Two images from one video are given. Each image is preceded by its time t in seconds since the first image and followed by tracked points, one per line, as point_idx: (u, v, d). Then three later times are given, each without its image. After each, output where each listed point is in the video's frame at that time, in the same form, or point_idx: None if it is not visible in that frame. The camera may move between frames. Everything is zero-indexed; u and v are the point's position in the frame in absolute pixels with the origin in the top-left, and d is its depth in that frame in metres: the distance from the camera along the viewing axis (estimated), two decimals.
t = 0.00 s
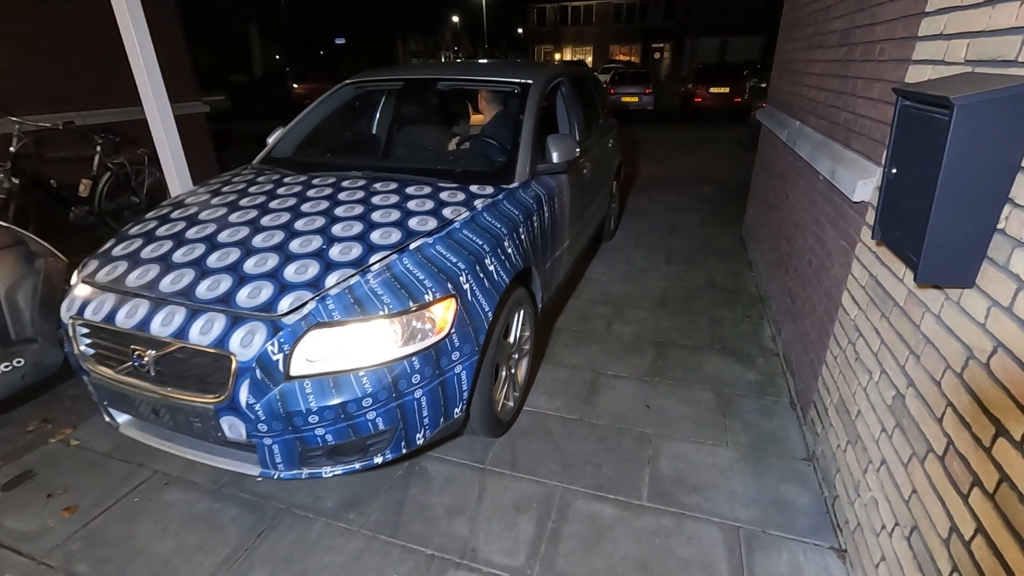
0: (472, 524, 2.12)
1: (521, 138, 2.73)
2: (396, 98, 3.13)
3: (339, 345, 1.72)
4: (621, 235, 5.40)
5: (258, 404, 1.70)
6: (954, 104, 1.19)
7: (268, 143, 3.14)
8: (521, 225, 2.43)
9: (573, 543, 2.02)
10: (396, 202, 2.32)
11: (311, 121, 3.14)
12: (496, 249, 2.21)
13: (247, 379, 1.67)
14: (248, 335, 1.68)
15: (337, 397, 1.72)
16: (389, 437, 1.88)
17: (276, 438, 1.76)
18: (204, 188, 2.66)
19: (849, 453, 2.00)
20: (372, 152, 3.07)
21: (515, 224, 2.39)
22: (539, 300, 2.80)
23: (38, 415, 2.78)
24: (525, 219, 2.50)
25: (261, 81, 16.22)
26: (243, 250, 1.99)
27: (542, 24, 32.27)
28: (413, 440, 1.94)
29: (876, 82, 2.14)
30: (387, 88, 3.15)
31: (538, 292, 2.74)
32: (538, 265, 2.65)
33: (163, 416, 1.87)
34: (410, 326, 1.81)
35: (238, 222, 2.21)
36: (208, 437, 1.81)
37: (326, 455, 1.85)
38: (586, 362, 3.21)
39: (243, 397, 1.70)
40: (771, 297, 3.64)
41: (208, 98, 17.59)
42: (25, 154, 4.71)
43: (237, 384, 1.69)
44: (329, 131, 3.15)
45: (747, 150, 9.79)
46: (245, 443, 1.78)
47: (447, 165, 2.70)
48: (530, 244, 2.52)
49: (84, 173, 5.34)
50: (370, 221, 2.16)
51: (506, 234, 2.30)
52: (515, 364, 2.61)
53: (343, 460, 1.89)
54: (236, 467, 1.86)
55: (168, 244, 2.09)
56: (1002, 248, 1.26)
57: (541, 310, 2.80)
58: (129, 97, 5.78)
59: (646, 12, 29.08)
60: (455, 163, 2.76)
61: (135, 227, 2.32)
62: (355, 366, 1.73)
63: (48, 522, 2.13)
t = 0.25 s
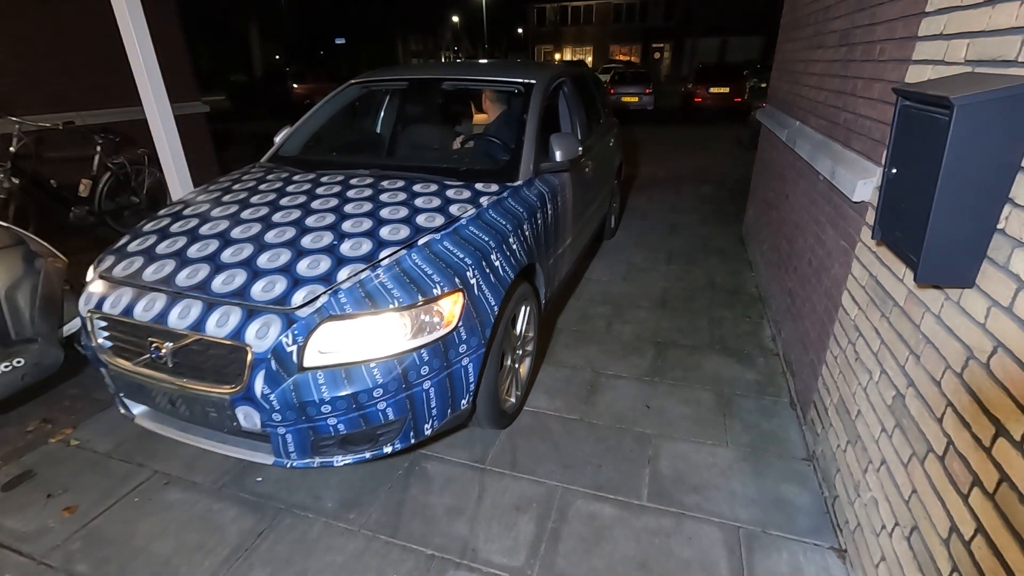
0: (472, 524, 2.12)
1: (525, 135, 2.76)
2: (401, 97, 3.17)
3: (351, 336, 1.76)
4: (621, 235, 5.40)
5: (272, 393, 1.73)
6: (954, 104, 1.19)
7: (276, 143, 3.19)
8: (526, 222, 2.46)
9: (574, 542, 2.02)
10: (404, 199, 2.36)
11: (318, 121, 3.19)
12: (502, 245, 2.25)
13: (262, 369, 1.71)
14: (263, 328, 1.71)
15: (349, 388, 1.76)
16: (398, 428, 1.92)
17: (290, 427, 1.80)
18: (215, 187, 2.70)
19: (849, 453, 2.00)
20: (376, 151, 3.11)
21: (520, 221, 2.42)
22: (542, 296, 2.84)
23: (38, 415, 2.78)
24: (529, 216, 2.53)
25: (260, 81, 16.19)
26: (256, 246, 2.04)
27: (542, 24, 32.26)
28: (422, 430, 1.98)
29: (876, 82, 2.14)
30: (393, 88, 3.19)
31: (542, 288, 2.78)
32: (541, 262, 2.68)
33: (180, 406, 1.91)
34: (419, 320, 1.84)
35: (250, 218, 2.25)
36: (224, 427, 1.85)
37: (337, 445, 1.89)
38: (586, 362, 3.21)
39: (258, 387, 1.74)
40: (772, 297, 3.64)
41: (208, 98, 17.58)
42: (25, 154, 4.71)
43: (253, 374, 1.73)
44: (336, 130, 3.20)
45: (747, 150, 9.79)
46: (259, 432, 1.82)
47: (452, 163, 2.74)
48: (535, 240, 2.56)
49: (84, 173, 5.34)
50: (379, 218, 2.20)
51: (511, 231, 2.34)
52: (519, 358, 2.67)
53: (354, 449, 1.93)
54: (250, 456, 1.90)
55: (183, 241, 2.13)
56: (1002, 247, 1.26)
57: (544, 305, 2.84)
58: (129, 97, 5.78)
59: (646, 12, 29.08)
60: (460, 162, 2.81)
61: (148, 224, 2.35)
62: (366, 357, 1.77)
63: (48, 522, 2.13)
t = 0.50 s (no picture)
0: (472, 524, 2.12)
1: (530, 133, 2.81)
2: (406, 96, 3.21)
3: (365, 327, 1.81)
4: (621, 235, 5.41)
5: (289, 381, 1.78)
6: (954, 104, 1.19)
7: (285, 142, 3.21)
8: (530, 218, 2.53)
9: (574, 542, 2.02)
10: (414, 195, 2.40)
11: (326, 120, 3.22)
12: (508, 240, 2.31)
13: (280, 358, 1.76)
14: (281, 318, 1.76)
15: (364, 376, 1.81)
16: (409, 416, 1.97)
17: (306, 414, 1.85)
18: (227, 183, 2.74)
19: (849, 453, 2.00)
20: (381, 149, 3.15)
21: (524, 217, 2.48)
22: (547, 290, 2.90)
23: (38, 415, 2.78)
24: (534, 213, 2.59)
25: (260, 82, 16.20)
26: (272, 240, 2.08)
27: (542, 24, 32.27)
28: (432, 418, 2.04)
29: (876, 82, 2.14)
30: (399, 88, 3.22)
31: (546, 282, 2.84)
32: (546, 257, 2.74)
33: (199, 395, 1.95)
34: (431, 311, 1.90)
35: (264, 213, 2.29)
36: (241, 414, 1.89)
37: (351, 432, 1.95)
38: (586, 362, 3.21)
39: (276, 374, 1.79)
40: (771, 297, 3.64)
41: (209, 98, 17.58)
42: (25, 154, 4.72)
43: (271, 362, 1.78)
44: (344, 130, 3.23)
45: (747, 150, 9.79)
46: (275, 420, 1.87)
47: (459, 161, 2.79)
48: (539, 236, 2.61)
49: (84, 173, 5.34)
50: (390, 213, 2.24)
51: (516, 227, 2.40)
52: (525, 349, 2.72)
53: (366, 437, 1.99)
54: (266, 443, 1.95)
55: (200, 235, 2.17)
56: (1001, 247, 1.27)
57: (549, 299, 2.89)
58: (129, 97, 5.78)
59: (646, 12, 29.09)
60: (466, 159, 2.85)
61: (164, 219, 2.39)
62: (380, 347, 1.82)
63: (48, 522, 2.13)
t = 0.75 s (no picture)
0: (472, 524, 2.12)
1: (536, 131, 2.88)
2: (413, 96, 3.29)
3: (380, 316, 1.90)
4: (621, 235, 5.41)
5: (308, 367, 1.87)
6: (954, 104, 1.19)
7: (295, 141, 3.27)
8: (537, 213, 2.60)
9: (574, 543, 2.02)
10: (424, 191, 2.49)
11: (335, 119, 3.28)
12: (515, 235, 2.38)
13: (300, 345, 1.85)
14: (301, 307, 1.85)
15: (379, 363, 1.91)
16: (421, 402, 2.07)
17: (323, 400, 1.94)
18: (242, 179, 2.82)
19: (849, 453, 2.00)
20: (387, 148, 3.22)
21: (531, 212, 2.56)
22: (552, 284, 2.97)
23: (38, 415, 2.78)
24: (540, 209, 2.66)
25: (260, 81, 16.19)
26: (289, 234, 2.17)
27: (542, 24, 32.26)
28: (443, 405, 2.13)
29: (876, 82, 2.14)
30: (406, 88, 3.30)
31: (552, 277, 2.91)
32: (551, 252, 2.81)
33: (221, 381, 2.03)
34: (443, 302, 1.98)
35: (280, 208, 2.38)
36: (261, 400, 1.98)
37: (365, 418, 2.04)
38: (586, 362, 3.21)
39: (296, 361, 1.88)
40: (771, 297, 3.64)
41: (209, 98, 17.58)
42: (25, 154, 4.72)
43: (290, 349, 1.87)
44: (353, 130, 3.30)
45: (748, 150, 9.79)
46: (293, 405, 1.96)
47: (467, 158, 2.85)
48: (545, 231, 2.69)
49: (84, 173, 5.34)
50: (402, 208, 2.32)
51: (523, 222, 2.47)
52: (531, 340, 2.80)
53: (380, 422, 2.08)
54: (283, 428, 2.04)
55: (219, 229, 2.26)
56: (1001, 247, 1.27)
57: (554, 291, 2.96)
58: (129, 97, 5.78)
59: (646, 12, 29.05)
60: (472, 157, 2.93)
61: (183, 215, 2.48)
62: (394, 335, 1.91)
63: (48, 522, 2.13)
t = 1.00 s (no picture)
0: (472, 524, 2.12)
1: (541, 129, 2.97)
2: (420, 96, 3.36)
3: (396, 304, 2.00)
4: (621, 235, 5.41)
5: (328, 352, 1.98)
6: (954, 104, 1.19)
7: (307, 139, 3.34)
8: (543, 208, 2.70)
9: (574, 543, 2.02)
10: (435, 186, 2.59)
11: (345, 118, 3.35)
12: (522, 228, 2.48)
13: (321, 332, 1.96)
14: (322, 296, 1.95)
15: (395, 348, 2.02)
16: (434, 387, 2.18)
17: (342, 384, 2.05)
18: (258, 175, 2.91)
19: (849, 453, 2.00)
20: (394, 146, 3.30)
21: (537, 207, 2.65)
22: (557, 276, 3.06)
23: (38, 415, 2.78)
24: (545, 203, 2.75)
25: (260, 81, 16.20)
26: (308, 226, 2.27)
27: (542, 24, 32.25)
28: (454, 389, 2.24)
29: (876, 82, 2.14)
30: (414, 87, 3.36)
31: (557, 270, 3.00)
32: (556, 246, 2.91)
33: (244, 366, 2.14)
34: (455, 291, 2.09)
35: (298, 203, 2.47)
36: (282, 384, 2.09)
37: (382, 401, 2.15)
38: (586, 362, 3.21)
39: (317, 346, 1.98)
40: (771, 297, 3.64)
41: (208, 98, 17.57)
42: (25, 154, 4.74)
43: (311, 336, 1.98)
44: (363, 128, 3.38)
45: (748, 150, 9.79)
46: (313, 389, 2.07)
47: (476, 156, 2.94)
48: (551, 225, 2.79)
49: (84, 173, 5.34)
50: (415, 202, 2.42)
51: (530, 216, 2.57)
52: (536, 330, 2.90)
53: (395, 406, 2.19)
54: (303, 412, 2.14)
55: (241, 223, 2.36)
56: (1002, 247, 1.27)
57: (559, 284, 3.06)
58: (130, 97, 5.78)
59: (646, 12, 29.05)
60: (479, 156, 3.01)
61: (204, 209, 2.57)
62: (409, 323, 2.02)
63: (48, 522, 2.13)
